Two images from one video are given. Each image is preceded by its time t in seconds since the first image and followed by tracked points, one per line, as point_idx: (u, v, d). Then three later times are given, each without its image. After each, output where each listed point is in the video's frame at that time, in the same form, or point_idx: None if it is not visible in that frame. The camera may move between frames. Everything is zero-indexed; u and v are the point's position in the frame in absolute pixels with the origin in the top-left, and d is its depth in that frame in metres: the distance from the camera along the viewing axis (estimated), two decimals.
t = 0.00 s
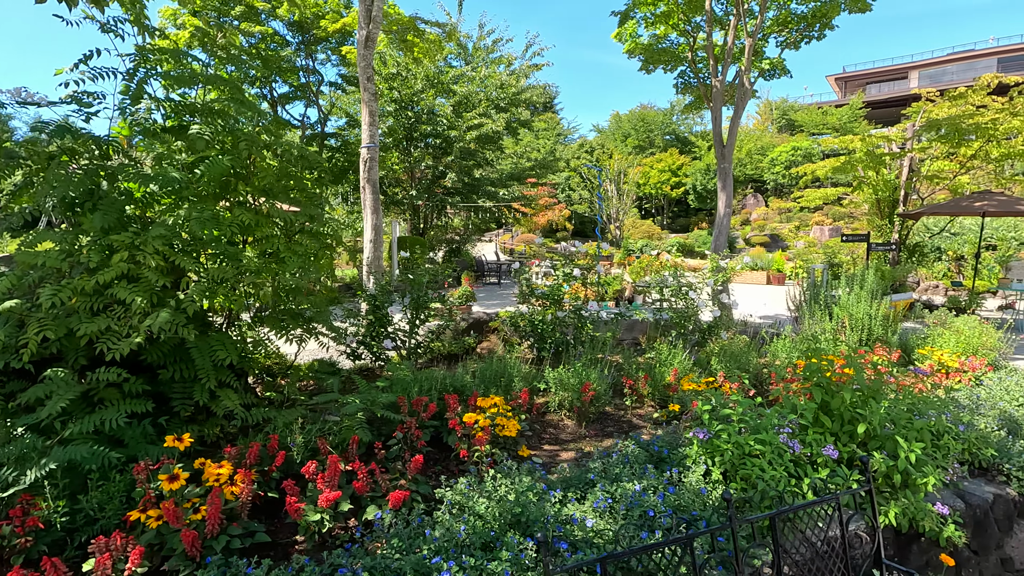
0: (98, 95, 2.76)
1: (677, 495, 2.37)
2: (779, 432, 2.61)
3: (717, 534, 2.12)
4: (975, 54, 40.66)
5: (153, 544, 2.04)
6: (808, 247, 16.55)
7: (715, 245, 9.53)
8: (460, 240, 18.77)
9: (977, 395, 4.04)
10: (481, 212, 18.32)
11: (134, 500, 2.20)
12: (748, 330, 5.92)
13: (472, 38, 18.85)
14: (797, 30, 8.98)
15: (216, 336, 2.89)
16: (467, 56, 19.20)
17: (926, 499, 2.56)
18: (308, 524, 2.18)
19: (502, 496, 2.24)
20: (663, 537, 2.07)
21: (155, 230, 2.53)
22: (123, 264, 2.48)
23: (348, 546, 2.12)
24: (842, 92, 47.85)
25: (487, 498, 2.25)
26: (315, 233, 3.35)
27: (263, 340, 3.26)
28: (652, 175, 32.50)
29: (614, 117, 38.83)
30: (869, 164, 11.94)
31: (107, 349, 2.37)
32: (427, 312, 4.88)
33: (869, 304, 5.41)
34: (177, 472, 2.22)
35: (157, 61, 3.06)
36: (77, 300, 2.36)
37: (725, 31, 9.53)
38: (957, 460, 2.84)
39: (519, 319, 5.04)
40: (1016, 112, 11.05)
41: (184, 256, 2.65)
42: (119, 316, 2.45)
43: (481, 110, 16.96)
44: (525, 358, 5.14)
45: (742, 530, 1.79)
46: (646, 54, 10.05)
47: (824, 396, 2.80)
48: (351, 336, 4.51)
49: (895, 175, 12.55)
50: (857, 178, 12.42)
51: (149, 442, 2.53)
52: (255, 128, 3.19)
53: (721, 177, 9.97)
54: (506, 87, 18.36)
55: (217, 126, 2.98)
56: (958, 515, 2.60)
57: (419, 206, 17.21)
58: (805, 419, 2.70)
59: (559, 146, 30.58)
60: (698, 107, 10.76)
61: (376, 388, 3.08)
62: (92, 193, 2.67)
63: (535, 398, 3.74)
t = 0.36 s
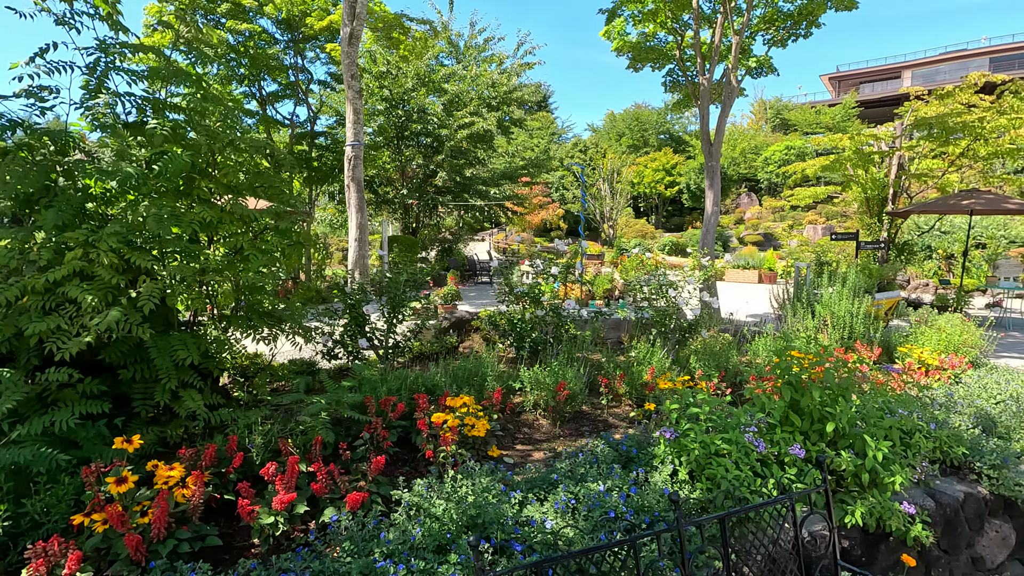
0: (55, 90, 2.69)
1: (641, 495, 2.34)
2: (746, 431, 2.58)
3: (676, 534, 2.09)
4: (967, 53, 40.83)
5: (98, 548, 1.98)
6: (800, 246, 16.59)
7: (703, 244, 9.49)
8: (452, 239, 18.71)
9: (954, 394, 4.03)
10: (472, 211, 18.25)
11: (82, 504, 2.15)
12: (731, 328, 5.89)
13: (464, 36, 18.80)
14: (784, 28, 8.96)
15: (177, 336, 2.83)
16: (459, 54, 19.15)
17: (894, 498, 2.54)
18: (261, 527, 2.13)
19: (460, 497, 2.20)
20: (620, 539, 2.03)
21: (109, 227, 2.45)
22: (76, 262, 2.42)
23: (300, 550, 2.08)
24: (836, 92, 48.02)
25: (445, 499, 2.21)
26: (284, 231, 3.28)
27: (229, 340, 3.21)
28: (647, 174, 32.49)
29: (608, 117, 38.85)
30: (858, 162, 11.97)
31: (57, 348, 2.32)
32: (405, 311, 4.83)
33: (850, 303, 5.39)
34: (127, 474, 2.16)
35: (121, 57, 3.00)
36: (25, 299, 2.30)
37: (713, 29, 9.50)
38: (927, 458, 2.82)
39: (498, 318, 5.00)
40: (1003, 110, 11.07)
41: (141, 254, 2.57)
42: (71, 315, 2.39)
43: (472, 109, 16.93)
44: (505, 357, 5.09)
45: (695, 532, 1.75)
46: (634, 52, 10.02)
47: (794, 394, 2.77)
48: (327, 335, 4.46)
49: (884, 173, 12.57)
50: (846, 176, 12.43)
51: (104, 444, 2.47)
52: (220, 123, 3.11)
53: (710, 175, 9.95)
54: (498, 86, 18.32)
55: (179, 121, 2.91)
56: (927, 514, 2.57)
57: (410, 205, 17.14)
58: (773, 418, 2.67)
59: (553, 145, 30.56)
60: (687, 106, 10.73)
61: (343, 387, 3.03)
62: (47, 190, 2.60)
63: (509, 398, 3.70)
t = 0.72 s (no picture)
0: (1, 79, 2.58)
1: (609, 501, 2.24)
2: (721, 434, 2.49)
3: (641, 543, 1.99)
4: (967, 53, 40.73)
5: (31, 558, 1.89)
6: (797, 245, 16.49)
7: (696, 243, 9.38)
8: (448, 238, 18.60)
9: (942, 394, 3.94)
10: (467, 210, 18.14)
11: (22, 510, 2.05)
12: (720, 328, 5.79)
13: (459, 35, 18.71)
14: (777, 24, 8.84)
15: (136, 334, 2.75)
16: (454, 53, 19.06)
17: (874, 504, 2.45)
18: (208, 534, 2.03)
19: (417, 503, 2.11)
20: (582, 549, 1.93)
21: (57, 219, 2.35)
22: (22, 257, 2.31)
23: (248, 558, 1.98)
24: (835, 91, 47.97)
25: (401, 505, 2.11)
26: (249, 226, 3.21)
27: (194, 339, 3.12)
28: (645, 173, 32.37)
29: (607, 116, 38.77)
30: (854, 160, 11.87)
31: None
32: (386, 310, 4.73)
33: (841, 301, 5.29)
34: (68, 479, 2.06)
35: (77, 46, 2.90)
36: None
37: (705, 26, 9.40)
38: (910, 461, 2.73)
39: (481, 317, 4.90)
40: (1000, 108, 10.97)
41: (92, 249, 2.47)
42: (14, 313, 2.29)
43: (466, 107, 16.85)
44: (488, 356, 5.00)
45: (656, 541, 1.66)
46: (627, 48, 9.91)
47: (772, 395, 2.67)
48: (303, 335, 4.36)
49: (880, 172, 12.48)
50: (842, 174, 12.34)
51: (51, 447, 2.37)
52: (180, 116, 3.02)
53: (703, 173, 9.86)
54: (492, 84, 18.31)
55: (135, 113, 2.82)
56: (909, 520, 2.48)
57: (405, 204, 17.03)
58: (750, 419, 2.58)
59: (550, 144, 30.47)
60: (680, 103, 10.61)
61: (308, 388, 2.94)
62: None
63: (485, 398, 3.61)
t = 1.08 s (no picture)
0: None
1: (578, 519, 2.09)
2: (702, 446, 2.33)
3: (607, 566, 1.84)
4: (971, 51, 40.45)
5: None
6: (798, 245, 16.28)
7: (692, 242, 9.20)
8: (445, 238, 18.46)
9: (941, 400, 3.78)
10: (465, 210, 18.00)
11: None
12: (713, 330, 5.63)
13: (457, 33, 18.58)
14: (775, 19, 8.67)
15: (84, 339, 2.62)
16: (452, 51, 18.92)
17: (864, 521, 2.29)
18: (143, 556, 1.89)
19: (369, 521, 1.97)
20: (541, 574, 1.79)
21: None
22: None
23: None
24: (838, 89, 47.64)
25: (352, 524, 1.97)
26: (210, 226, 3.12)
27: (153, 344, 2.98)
28: (646, 173, 32.17)
29: (609, 115, 38.58)
30: (856, 158, 11.68)
31: None
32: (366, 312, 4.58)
33: (838, 302, 5.12)
34: None
35: (26, 35, 2.75)
36: None
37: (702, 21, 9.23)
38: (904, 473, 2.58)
39: (464, 319, 4.75)
40: (1003, 104, 10.77)
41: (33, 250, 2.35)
42: None
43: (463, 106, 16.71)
44: (473, 359, 4.86)
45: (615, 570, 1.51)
46: (622, 45, 9.74)
47: (756, 404, 2.51)
48: (281, 340, 4.23)
49: (881, 170, 12.30)
50: (843, 172, 12.15)
51: None
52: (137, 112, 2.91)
53: (700, 172, 9.68)
54: (490, 82, 18.17)
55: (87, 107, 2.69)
56: (902, 538, 2.32)
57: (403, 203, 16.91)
58: (732, 430, 2.42)
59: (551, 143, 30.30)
60: (678, 101, 10.43)
61: (269, 394, 2.78)
62: None
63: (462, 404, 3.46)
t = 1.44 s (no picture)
0: None
1: (546, 536, 1.96)
2: (682, 457, 2.20)
3: None
4: (976, 48, 40.09)
5: None
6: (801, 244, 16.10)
7: (690, 241, 9.05)
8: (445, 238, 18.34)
9: (939, 405, 3.64)
10: (464, 209, 17.88)
11: None
12: (708, 331, 5.50)
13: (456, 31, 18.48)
14: (775, 13, 8.49)
15: (37, 343, 2.51)
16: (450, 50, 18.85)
17: (854, 538, 2.15)
18: None
19: (320, 539, 1.84)
20: None
21: None
22: None
23: None
24: (842, 86, 47.32)
25: (303, 542, 1.84)
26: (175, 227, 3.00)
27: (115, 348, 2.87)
28: (648, 172, 31.98)
29: (611, 114, 38.40)
30: (858, 155, 11.51)
31: None
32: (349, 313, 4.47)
33: (835, 302, 4.98)
34: None
35: None
36: None
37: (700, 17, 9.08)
38: (898, 485, 2.43)
39: (449, 320, 4.63)
40: (1007, 99, 10.59)
41: None
42: None
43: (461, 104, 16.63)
44: (458, 362, 4.73)
45: None
46: (619, 41, 9.55)
47: (740, 411, 2.37)
48: (259, 342, 4.11)
49: (884, 168, 12.12)
50: (845, 170, 11.97)
51: None
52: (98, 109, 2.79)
53: (698, 170, 9.53)
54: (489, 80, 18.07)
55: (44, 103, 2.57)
56: (895, 556, 2.18)
57: (401, 203, 16.81)
58: (715, 440, 2.28)
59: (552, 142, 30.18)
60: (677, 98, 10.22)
61: (232, 400, 2.66)
62: None
63: (441, 410, 3.34)
